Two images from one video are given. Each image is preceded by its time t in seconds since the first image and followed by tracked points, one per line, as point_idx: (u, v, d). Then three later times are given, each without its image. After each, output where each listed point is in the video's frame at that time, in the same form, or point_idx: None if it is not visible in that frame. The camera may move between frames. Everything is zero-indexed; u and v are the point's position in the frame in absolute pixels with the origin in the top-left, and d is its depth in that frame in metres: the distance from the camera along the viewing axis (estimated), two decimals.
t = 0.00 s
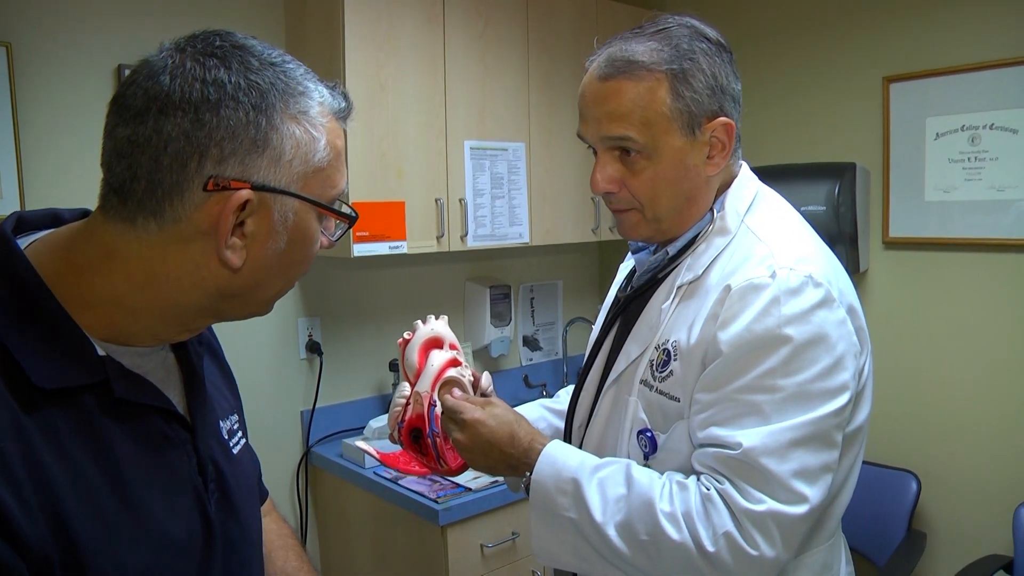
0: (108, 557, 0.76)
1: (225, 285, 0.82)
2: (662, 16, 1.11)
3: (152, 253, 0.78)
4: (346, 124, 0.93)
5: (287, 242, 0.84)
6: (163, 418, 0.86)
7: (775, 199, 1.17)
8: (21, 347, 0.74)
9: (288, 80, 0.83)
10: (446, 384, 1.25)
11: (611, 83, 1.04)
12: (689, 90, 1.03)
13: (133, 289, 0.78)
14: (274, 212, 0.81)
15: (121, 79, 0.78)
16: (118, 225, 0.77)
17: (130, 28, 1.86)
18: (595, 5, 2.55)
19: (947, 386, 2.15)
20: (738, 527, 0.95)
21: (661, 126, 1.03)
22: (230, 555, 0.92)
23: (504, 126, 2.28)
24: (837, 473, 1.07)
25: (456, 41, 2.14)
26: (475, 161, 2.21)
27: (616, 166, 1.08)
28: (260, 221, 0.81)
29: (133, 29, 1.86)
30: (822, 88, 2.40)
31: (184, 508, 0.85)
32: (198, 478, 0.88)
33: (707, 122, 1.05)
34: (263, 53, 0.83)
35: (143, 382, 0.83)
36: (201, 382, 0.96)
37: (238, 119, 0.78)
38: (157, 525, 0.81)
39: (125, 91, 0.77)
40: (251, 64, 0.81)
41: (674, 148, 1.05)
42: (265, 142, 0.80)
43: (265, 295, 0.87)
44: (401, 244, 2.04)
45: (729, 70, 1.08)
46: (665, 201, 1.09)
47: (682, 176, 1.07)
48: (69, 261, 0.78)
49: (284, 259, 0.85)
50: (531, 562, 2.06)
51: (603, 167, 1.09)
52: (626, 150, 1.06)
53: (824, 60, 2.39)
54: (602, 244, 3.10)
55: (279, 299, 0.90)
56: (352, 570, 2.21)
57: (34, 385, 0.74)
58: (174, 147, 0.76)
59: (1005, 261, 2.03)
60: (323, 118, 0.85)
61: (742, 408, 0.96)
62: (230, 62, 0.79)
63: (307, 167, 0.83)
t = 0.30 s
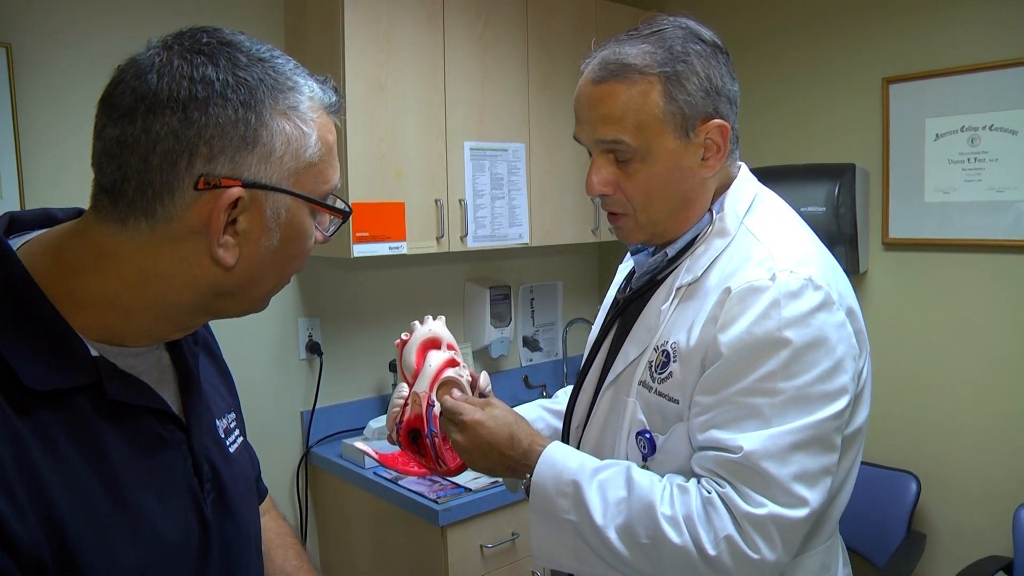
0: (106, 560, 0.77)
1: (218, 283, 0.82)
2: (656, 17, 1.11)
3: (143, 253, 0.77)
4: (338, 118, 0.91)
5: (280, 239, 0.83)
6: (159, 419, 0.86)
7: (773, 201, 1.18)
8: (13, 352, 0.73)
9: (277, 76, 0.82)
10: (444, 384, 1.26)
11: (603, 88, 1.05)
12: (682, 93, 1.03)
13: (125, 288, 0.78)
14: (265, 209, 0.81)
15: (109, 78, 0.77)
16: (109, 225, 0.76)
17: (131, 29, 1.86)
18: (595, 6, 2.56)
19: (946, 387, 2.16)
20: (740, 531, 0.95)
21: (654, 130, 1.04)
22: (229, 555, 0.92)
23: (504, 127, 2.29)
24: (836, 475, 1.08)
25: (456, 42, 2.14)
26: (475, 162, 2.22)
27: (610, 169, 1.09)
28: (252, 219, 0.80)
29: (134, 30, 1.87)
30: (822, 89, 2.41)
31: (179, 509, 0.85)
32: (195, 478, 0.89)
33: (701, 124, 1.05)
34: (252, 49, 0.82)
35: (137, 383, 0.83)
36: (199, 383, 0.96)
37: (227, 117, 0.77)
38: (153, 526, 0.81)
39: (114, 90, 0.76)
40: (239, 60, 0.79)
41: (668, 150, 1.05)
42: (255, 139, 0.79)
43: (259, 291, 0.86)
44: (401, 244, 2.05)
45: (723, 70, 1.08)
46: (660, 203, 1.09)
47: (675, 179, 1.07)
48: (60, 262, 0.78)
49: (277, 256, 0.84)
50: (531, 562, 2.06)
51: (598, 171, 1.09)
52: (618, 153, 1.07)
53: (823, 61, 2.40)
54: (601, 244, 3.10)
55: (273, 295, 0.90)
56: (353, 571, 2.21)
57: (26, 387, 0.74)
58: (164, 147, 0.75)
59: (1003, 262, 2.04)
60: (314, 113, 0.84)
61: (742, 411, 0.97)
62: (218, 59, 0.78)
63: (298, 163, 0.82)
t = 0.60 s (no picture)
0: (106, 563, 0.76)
1: (218, 289, 0.81)
2: (655, 24, 1.10)
3: (144, 259, 0.77)
4: (339, 122, 0.91)
5: (280, 244, 0.83)
6: (158, 422, 0.86)
7: (778, 205, 1.17)
8: (12, 356, 0.73)
9: (278, 81, 0.81)
10: (448, 383, 1.26)
11: (592, 103, 1.05)
12: (666, 109, 1.02)
13: (125, 293, 0.78)
14: (265, 215, 0.80)
15: (109, 83, 0.77)
16: (109, 230, 0.76)
17: (135, 30, 1.87)
18: (598, 8, 2.56)
19: (950, 389, 2.15)
20: (749, 535, 0.95)
21: (638, 147, 1.04)
22: (230, 556, 0.92)
23: (507, 128, 2.29)
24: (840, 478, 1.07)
25: (459, 43, 2.14)
26: (478, 164, 2.22)
27: (601, 181, 1.10)
28: (252, 225, 0.80)
29: (138, 31, 1.87)
30: (825, 90, 2.40)
31: (179, 510, 0.85)
32: (195, 479, 0.89)
33: (689, 139, 1.04)
34: (252, 54, 0.82)
35: (137, 384, 0.83)
36: (199, 385, 0.96)
37: (227, 123, 0.76)
38: (153, 527, 0.81)
39: (113, 95, 0.76)
40: (239, 65, 0.79)
41: (654, 166, 1.05)
42: (255, 146, 0.79)
43: (259, 296, 0.86)
44: (404, 246, 2.04)
45: (716, 83, 1.05)
46: (650, 215, 1.09)
47: (665, 191, 1.07)
48: (61, 265, 0.78)
49: (277, 261, 0.84)
50: (534, 565, 2.06)
51: (590, 182, 1.10)
52: (607, 168, 1.08)
53: (827, 63, 2.39)
54: (604, 247, 3.10)
55: (273, 300, 0.90)
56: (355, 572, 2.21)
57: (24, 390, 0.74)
58: (163, 154, 0.75)
59: (1008, 264, 2.03)
60: (315, 119, 0.84)
61: (749, 414, 0.97)
62: (218, 64, 0.78)
63: (299, 169, 0.82)
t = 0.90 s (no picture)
0: (106, 562, 0.77)
1: (216, 287, 0.82)
2: (653, 24, 1.10)
3: (140, 257, 0.77)
4: (335, 116, 0.91)
5: (278, 241, 0.83)
6: (157, 419, 0.86)
7: (779, 204, 1.17)
8: (11, 358, 0.73)
9: (271, 75, 0.81)
10: (450, 382, 1.26)
11: (590, 108, 1.05)
12: (665, 113, 1.02)
13: (123, 292, 0.78)
14: (262, 212, 0.81)
15: (102, 81, 0.76)
16: (105, 230, 0.76)
17: (136, 29, 1.87)
18: (599, 7, 2.56)
19: (951, 389, 2.15)
20: (756, 535, 0.95)
21: (637, 151, 1.04)
22: (231, 555, 0.92)
23: (508, 127, 2.29)
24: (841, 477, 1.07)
25: (460, 42, 2.15)
26: (479, 163, 2.22)
27: (601, 185, 1.10)
28: (249, 222, 0.80)
29: (139, 30, 1.87)
30: (826, 90, 2.40)
31: (178, 510, 0.85)
32: (195, 478, 0.89)
33: (688, 141, 1.04)
34: (245, 48, 0.81)
35: (134, 384, 0.83)
36: (201, 384, 0.96)
37: (220, 120, 0.76)
38: (153, 527, 0.81)
39: (106, 94, 0.75)
40: (231, 61, 0.78)
41: (653, 169, 1.05)
42: (249, 142, 0.78)
43: (258, 292, 0.87)
44: (405, 245, 2.05)
45: (714, 85, 1.05)
46: (649, 218, 1.10)
47: (665, 194, 1.07)
48: (59, 265, 0.78)
49: (275, 257, 0.84)
50: (535, 564, 2.06)
51: (590, 186, 1.11)
52: (607, 172, 1.08)
53: (827, 62, 2.39)
54: (605, 246, 3.10)
55: (272, 295, 0.90)
56: (356, 571, 2.21)
57: (24, 391, 0.74)
58: (157, 152, 0.74)
59: (1008, 263, 2.03)
60: (309, 113, 0.84)
61: (754, 415, 0.97)
62: (210, 60, 0.77)
63: (294, 164, 0.82)
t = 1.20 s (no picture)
0: (106, 560, 0.77)
1: (217, 284, 0.82)
2: (655, 25, 1.09)
3: (142, 254, 0.77)
4: (335, 113, 0.91)
5: (279, 238, 0.83)
6: (157, 418, 0.86)
7: (782, 204, 1.17)
8: (11, 355, 0.73)
9: (272, 74, 0.81)
10: (453, 381, 1.26)
11: (594, 109, 1.05)
12: (669, 113, 1.02)
13: (125, 289, 0.78)
14: (263, 209, 0.81)
15: (103, 80, 0.76)
16: (107, 228, 0.76)
17: (137, 28, 1.87)
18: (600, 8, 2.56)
19: (952, 389, 2.15)
20: (760, 535, 0.95)
21: (641, 152, 1.04)
22: (230, 553, 0.92)
23: (509, 127, 2.29)
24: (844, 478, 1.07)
25: (461, 42, 2.14)
26: (480, 163, 2.22)
27: (605, 186, 1.10)
28: (250, 220, 0.80)
29: (140, 29, 1.87)
30: (826, 90, 2.40)
31: (178, 508, 0.85)
32: (195, 476, 0.89)
33: (692, 142, 1.04)
34: (245, 47, 0.81)
35: (134, 382, 0.83)
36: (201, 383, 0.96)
37: (222, 118, 0.76)
38: (153, 525, 0.81)
39: (108, 93, 0.75)
40: (233, 60, 0.78)
41: (658, 171, 1.05)
42: (251, 140, 0.78)
43: (259, 290, 0.87)
44: (406, 245, 2.05)
45: (718, 86, 1.05)
46: (653, 219, 1.10)
47: (669, 195, 1.07)
48: (61, 263, 0.78)
49: (277, 254, 0.84)
50: (536, 564, 2.06)
51: (594, 188, 1.11)
52: (612, 173, 1.08)
53: (828, 62, 2.39)
54: (606, 246, 3.10)
55: (273, 293, 0.90)
56: (357, 571, 2.21)
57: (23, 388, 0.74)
58: (159, 150, 0.75)
59: (1010, 264, 2.03)
60: (310, 111, 0.84)
61: (758, 416, 0.97)
62: (211, 59, 0.77)
63: (295, 162, 0.82)
